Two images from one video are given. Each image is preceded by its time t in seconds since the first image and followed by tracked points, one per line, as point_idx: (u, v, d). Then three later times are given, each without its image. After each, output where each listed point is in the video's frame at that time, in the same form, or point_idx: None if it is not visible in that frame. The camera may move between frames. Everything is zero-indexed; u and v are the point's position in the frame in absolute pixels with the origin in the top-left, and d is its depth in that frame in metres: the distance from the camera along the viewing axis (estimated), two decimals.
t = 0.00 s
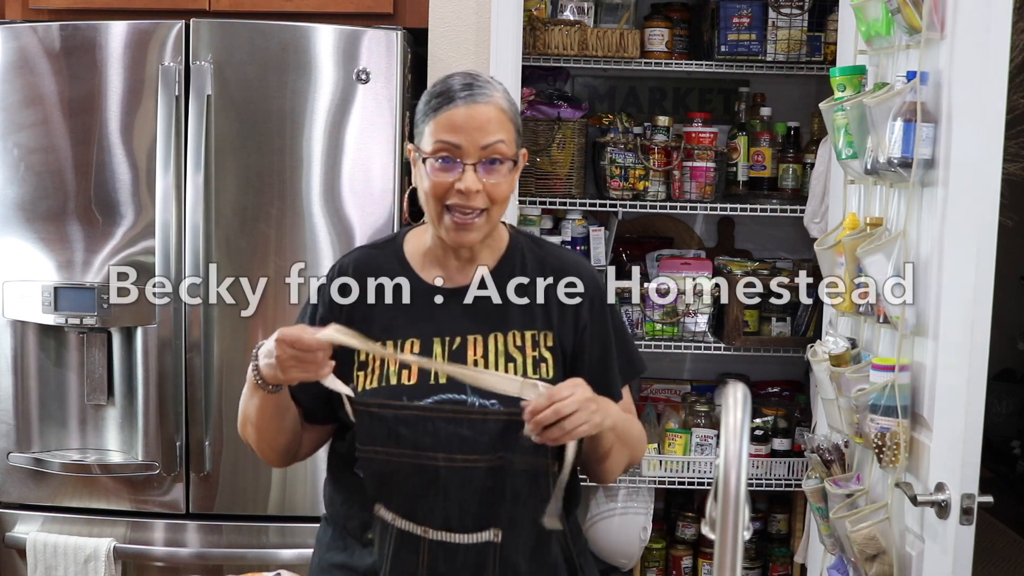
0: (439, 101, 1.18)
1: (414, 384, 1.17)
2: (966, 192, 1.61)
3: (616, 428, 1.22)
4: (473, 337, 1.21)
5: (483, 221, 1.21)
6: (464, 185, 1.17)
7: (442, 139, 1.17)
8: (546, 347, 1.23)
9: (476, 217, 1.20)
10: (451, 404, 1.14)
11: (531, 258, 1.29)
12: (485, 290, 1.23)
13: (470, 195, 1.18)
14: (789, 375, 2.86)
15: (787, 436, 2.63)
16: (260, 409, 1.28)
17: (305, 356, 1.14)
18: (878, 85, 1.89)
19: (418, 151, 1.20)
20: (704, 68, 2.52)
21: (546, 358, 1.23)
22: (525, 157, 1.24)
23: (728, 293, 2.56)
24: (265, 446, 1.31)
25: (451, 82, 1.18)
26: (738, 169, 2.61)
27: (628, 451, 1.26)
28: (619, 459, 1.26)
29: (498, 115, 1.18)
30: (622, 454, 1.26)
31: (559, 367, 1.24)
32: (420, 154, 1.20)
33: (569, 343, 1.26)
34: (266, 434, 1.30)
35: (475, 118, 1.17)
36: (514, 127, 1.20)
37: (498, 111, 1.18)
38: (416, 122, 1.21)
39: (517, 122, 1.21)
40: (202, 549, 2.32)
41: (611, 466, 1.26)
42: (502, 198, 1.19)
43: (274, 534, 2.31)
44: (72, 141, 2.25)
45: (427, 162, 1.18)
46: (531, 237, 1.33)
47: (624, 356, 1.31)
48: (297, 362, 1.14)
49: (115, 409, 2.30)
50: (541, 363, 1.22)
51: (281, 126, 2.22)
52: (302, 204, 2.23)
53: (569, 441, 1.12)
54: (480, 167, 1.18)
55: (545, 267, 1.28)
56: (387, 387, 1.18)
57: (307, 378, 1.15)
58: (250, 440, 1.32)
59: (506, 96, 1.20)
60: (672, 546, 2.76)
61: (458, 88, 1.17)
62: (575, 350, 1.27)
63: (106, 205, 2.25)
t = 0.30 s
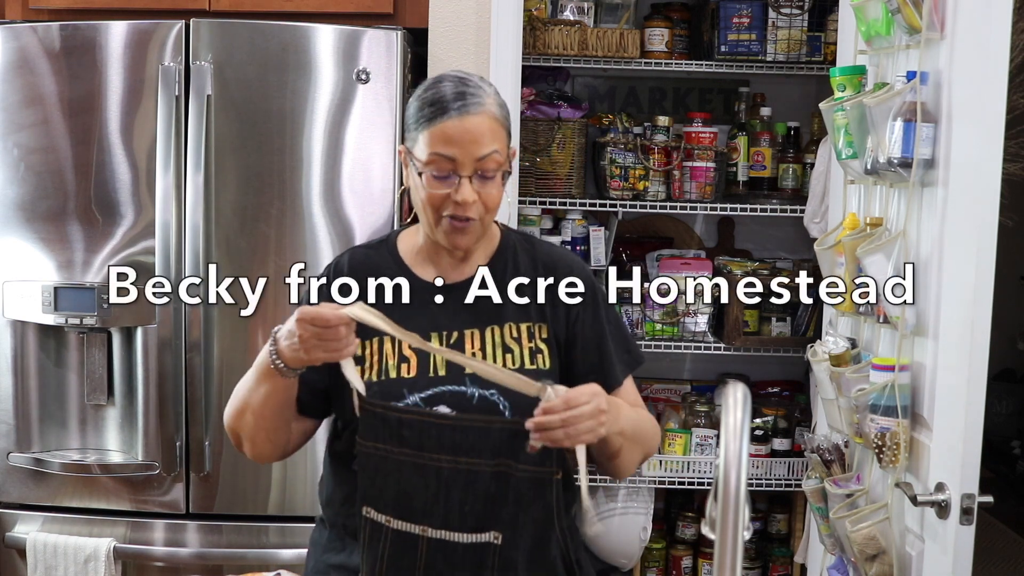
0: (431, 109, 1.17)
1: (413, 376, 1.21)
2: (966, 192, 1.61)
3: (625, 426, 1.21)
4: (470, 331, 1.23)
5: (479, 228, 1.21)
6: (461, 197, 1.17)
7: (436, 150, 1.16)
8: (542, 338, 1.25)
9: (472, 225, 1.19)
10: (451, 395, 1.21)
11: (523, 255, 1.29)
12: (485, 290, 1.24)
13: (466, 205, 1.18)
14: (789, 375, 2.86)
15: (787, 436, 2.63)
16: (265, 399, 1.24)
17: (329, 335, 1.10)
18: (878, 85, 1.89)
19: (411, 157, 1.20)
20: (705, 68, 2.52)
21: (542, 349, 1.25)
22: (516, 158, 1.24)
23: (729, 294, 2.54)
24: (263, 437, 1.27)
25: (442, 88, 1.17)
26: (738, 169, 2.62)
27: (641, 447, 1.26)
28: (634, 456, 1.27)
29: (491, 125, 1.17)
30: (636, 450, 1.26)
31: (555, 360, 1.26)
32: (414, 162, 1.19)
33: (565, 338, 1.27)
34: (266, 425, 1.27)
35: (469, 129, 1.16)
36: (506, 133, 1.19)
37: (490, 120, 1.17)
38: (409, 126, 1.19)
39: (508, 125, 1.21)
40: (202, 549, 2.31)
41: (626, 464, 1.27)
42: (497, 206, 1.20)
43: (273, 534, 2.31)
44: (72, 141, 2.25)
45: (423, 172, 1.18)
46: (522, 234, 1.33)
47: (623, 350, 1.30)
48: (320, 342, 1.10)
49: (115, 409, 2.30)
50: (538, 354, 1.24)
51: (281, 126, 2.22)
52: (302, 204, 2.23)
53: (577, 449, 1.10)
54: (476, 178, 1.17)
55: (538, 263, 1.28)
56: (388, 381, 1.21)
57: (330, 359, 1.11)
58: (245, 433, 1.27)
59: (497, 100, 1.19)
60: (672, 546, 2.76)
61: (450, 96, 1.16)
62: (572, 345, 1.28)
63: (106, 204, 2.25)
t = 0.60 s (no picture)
0: (432, 114, 1.16)
1: (413, 373, 1.23)
2: (966, 192, 1.61)
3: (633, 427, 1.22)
4: (468, 329, 1.23)
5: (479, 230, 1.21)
6: (463, 201, 1.17)
7: (438, 155, 1.16)
8: (538, 336, 1.25)
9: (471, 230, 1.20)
10: (451, 392, 1.23)
11: (519, 255, 1.29)
12: (485, 290, 1.24)
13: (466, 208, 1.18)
14: (789, 375, 2.86)
15: (787, 436, 2.63)
16: (275, 405, 1.21)
17: (343, 357, 1.09)
18: (878, 85, 1.89)
19: (411, 159, 1.19)
20: (705, 68, 2.52)
21: (538, 346, 1.25)
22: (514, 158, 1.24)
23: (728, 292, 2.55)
24: (267, 437, 1.24)
25: (442, 92, 1.16)
26: (738, 169, 2.62)
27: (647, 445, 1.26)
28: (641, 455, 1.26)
29: (492, 128, 1.17)
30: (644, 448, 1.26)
31: (552, 357, 1.27)
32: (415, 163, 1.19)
33: (561, 335, 1.27)
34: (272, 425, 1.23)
35: (471, 135, 1.16)
36: (506, 136, 1.19)
37: (491, 124, 1.17)
38: (409, 127, 1.19)
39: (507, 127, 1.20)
40: (202, 549, 2.31)
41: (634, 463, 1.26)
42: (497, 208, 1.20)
43: (273, 534, 2.31)
44: (72, 141, 2.25)
45: (424, 175, 1.17)
46: (516, 232, 1.33)
47: (620, 346, 1.30)
48: (335, 364, 1.09)
49: (115, 409, 2.30)
50: (535, 351, 1.25)
51: (281, 126, 2.22)
52: (302, 204, 2.23)
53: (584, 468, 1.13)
54: (478, 182, 1.17)
55: (533, 262, 1.29)
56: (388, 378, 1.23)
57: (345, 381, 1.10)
58: (250, 430, 1.24)
59: (497, 104, 1.19)
60: (672, 547, 2.76)
61: (451, 100, 1.15)
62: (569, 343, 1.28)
63: (106, 204, 2.25)
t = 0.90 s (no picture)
0: (430, 112, 1.16)
1: (409, 371, 1.20)
2: (966, 192, 1.61)
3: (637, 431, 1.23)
4: (464, 326, 1.22)
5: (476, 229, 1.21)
6: (461, 199, 1.17)
7: (436, 153, 1.16)
8: (535, 333, 1.24)
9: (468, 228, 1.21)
10: (446, 390, 1.20)
11: (515, 252, 1.29)
12: (486, 290, 1.24)
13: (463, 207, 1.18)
14: (789, 375, 2.86)
15: (787, 436, 2.63)
16: (269, 403, 1.21)
17: (338, 363, 1.09)
18: (878, 85, 1.89)
19: (408, 159, 1.19)
20: (704, 68, 2.52)
21: (536, 343, 1.24)
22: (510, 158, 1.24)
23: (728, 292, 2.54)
24: (259, 435, 1.24)
25: (439, 90, 1.16)
26: (738, 169, 2.62)
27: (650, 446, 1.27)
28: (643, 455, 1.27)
29: (489, 127, 1.17)
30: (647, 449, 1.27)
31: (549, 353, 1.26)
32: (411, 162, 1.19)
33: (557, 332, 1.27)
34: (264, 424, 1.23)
35: (468, 134, 1.16)
36: (504, 136, 1.19)
37: (488, 123, 1.17)
38: (405, 126, 1.19)
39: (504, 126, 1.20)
40: (202, 549, 2.32)
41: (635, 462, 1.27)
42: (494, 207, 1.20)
43: (273, 534, 2.31)
44: (72, 141, 2.25)
45: (422, 174, 1.18)
46: (512, 230, 1.32)
47: (617, 343, 1.30)
48: (329, 367, 1.10)
49: (115, 409, 2.30)
50: (531, 349, 1.24)
51: (281, 125, 2.22)
52: (302, 204, 2.23)
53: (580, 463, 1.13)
54: (476, 180, 1.17)
55: (529, 260, 1.28)
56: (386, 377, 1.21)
57: (336, 386, 1.11)
58: (241, 427, 1.24)
59: (494, 103, 1.19)
60: (672, 546, 2.76)
61: (447, 98, 1.16)
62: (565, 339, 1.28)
63: (106, 204, 2.25)
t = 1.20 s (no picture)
0: (424, 109, 1.13)
1: (404, 375, 1.17)
2: (966, 192, 1.61)
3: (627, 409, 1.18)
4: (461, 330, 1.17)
5: (471, 227, 1.18)
6: (453, 197, 1.13)
7: (429, 149, 1.12)
8: (533, 336, 1.22)
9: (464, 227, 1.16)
10: (442, 397, 1.16)
11: (514, 253, 1.25)
12: (486, 290, 1.21)
13: (459, 203, 1.15)
14: (789, 375, 2.87)
15: (787, 436, 2.63)
16: (270, 387, 1.21)
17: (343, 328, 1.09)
18: (878, 85, 1.89)
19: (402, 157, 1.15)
20: (704, 68, 2.52)
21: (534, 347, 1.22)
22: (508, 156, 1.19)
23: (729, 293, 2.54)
24: (259, 424, 1.24)
25: (434, 87, 1.12)
26: (738, 169, 2.62)
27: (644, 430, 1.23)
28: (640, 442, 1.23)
29: (484, 124, 1.13)
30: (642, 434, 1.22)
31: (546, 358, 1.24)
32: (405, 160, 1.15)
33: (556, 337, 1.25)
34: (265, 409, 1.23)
35: (463, 129, 1.12)
36: (501, 132, 1.15)
37: (484, 118, 1.13)
38: (400, 123, 1.15)
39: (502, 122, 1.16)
40: (202, 549, 2.32)
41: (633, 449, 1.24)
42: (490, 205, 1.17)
43: (273, 534, 2.31)
44: (72, 141, 2.25)
45: (415, 172, 1.14)
46: (510, 232, 1.28)
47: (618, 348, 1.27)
48: (331, 334, 1.10)
49: (115, 409, 2.30)
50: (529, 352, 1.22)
51: (281, 125, 2.22)
52: (302, 204, 2.23)
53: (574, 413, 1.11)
54: (469, 178, 1.14)
55: (529, 263, 1.25)
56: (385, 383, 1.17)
57: (341, 353, 1.10)
58: (242, 415, 1.24)
59: (491, 99, 1.14)
60: (672, 546, 2.76)
61: (443, 95, 1.12)
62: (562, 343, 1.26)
63: (106, 204, 2.25)
